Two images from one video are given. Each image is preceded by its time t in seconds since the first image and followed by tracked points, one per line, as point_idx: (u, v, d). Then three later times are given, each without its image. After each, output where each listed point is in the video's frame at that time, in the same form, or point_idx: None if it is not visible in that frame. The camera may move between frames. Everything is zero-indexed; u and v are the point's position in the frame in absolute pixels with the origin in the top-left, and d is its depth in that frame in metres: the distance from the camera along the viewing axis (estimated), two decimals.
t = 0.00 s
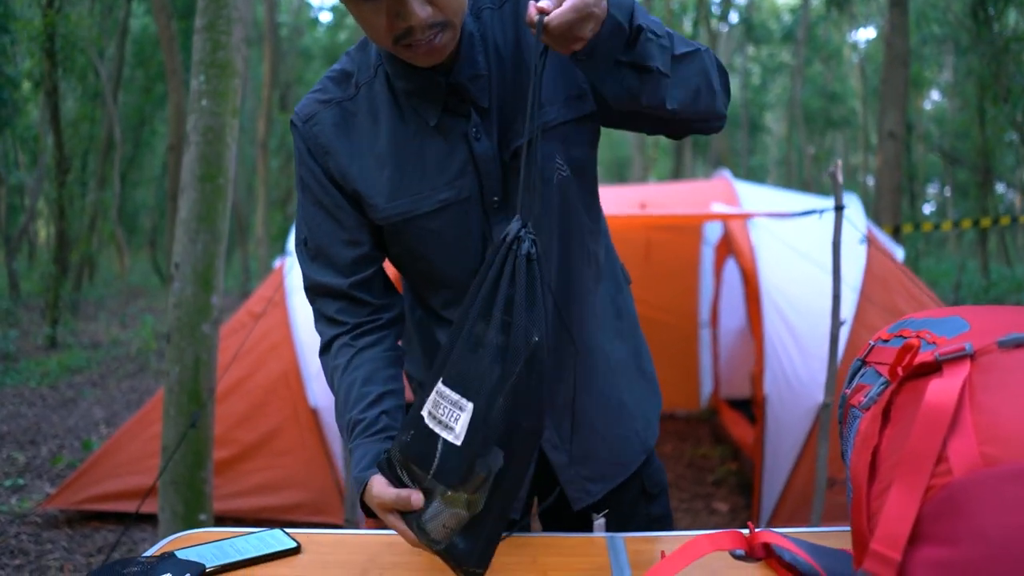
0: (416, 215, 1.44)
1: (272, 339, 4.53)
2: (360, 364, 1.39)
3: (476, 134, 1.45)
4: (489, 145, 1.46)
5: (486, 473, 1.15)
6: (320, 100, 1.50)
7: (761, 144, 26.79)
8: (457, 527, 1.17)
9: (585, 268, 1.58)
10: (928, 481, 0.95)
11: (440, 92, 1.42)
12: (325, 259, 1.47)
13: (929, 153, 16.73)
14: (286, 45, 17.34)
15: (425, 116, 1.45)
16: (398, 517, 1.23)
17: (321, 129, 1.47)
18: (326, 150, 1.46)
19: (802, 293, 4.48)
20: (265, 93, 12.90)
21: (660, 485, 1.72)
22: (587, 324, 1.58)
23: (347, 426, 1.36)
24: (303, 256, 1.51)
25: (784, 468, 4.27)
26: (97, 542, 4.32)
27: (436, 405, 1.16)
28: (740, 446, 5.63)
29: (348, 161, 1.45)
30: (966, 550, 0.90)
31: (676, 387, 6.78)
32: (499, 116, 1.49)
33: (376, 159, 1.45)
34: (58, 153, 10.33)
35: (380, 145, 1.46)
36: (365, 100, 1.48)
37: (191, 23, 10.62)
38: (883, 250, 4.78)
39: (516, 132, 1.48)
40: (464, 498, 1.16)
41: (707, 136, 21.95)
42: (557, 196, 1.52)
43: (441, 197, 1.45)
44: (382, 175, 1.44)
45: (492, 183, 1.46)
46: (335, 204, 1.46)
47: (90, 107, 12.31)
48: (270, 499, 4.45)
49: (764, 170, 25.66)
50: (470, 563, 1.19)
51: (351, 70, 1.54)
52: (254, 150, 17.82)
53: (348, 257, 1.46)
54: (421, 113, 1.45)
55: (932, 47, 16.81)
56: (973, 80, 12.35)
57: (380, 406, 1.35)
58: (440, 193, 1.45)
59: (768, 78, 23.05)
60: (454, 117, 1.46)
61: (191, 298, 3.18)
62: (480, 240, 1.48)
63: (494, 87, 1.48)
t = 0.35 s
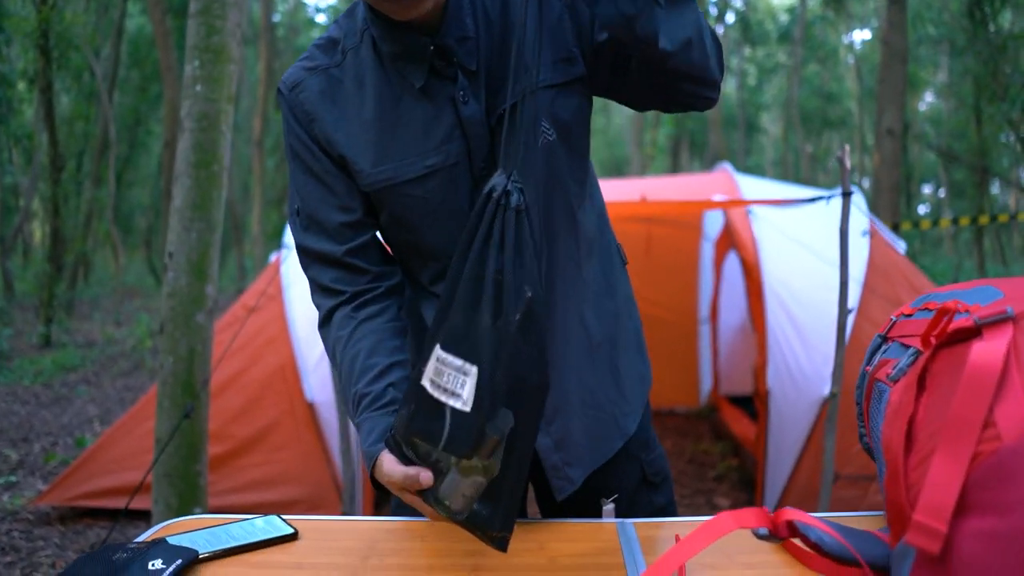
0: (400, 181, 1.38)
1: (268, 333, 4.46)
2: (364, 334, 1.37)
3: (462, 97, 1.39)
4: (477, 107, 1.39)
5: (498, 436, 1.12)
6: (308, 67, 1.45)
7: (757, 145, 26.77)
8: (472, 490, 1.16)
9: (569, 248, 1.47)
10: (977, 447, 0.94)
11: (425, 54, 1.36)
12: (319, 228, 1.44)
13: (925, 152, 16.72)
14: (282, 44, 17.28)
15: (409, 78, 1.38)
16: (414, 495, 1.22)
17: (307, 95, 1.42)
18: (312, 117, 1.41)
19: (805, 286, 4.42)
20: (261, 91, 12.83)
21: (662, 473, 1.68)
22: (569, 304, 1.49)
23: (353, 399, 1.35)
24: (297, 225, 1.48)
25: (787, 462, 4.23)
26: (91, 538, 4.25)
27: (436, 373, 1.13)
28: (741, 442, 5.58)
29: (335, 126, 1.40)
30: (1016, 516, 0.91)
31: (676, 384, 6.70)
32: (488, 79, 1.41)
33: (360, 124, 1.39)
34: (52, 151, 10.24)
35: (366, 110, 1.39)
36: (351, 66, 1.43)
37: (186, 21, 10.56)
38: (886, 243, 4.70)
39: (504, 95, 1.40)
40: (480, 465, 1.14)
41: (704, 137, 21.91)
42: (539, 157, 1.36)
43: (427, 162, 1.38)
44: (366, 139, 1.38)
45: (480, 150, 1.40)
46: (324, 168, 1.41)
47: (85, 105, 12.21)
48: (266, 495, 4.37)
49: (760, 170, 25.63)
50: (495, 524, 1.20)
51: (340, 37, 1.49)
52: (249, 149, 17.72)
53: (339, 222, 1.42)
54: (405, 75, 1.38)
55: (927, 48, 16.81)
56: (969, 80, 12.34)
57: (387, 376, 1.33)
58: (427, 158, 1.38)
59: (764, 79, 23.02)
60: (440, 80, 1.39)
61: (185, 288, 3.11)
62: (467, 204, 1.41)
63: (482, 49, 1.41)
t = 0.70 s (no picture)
0: (394, 154, 1.29)
1: (261, 327, 4.38)
2: (366, 292, 1.27)
3: (460, 65, 1.29)
4: (475, 76, 1.30)
5: (432, 295, 1.01)
6: (297, 36, 1.38)
7: (751, 144, 26.82)
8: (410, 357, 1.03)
9: (578, 214, 1.35)
10: None
11: (418, 18, 1.28)
12: (315, 211, 1.38)
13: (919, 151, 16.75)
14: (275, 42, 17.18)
15: (403, 46, 1.30)
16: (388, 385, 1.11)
17: (299, 66, 1.35)
18: (305, 88, 1.34)
19: (808, 279, 4.34)
20: (254, 88, 12.73)
21: (671, 463, 1.58)
22: (578, 286, 1.39)
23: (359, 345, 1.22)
24: (293, 206, 1.41)
25: (789, 458, 4.18)
26: (79, 536, 4.16)
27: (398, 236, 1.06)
28: (741, 438, 5.51)
29: (325, 98, 1.33)
30: None
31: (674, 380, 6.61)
32: (489, 47, 1.33)
33: (352, 95, 1.32)
34: (42, 147, 10.13)
35: (359, 79, 1.32)
36: (342, 33, 1.35)
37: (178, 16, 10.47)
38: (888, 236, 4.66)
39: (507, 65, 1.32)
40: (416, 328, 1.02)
41: (698, 135, 21.88)
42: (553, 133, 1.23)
43: (424, 134, 1.29)
44: (359, 110, 1.31)
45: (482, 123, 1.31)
46: (322, 145, 1.34)
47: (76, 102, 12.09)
48: (259, 491, 4.27)
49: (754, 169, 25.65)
50: (434, 404, 1.03)
51: (330, 6, 1.41)
52: (242, 147, 17.60)
53: (337, 198, 1.35)
54: (400, 42, 1.30)
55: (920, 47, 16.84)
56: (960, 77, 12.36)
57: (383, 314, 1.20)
58: (422, 130, 1.30)
59: (758, 77, 23.02)
60: (437, 46, 1.31)
61: (175, 278, 3.03)
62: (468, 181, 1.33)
63: (482, 16, 1.33)
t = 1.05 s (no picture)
0: (395, 146, 1.35)
1: (255, 331, 4.33)
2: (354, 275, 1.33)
3: (476, 65, 1.36)
4: (490, 78, 1.36)
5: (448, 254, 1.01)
6: (312, 9, 1.44)
7: (746, 145, 26.72)
8: (404, 316, 1.04)
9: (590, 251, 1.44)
10: None
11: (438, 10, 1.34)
12: (313, 189, 1.46)
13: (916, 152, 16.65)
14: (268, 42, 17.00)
15: (420, 38, 1.37)
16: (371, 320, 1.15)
17: (309, 38, 1.42)
18: (313, 63, 1.41)
19: (813, 280, 4.30)
20: (246, 88, 12.57)
21: (688, 477, 1.54)
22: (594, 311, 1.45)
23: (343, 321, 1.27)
24: (289, 184, 1.48)
25: (795, 464, 4.09)
26: (67, 545, 4.05)
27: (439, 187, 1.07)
28: (743, 442, 5.43)
29: (332, 79, 1.39)
30: None
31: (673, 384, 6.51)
32: (514, 53, 1.38)
33: (362, 79, 1.37)
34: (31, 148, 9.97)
35: (369, 64, 1.37)
36: (358, 13, 1.42)
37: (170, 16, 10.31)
38: (892, 238, 4.67)
39: (534, 77, 1.37)
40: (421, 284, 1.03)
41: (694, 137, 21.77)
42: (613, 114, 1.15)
43: (428, 129, 1.35)
44: (365, 96, 1.36)
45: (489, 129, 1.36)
46: (325, 125, 1.42)
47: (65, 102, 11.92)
48: (251, 499, 4.17)
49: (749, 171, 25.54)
50: (401, 365, 1.04)
51: None
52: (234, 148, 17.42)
53: (335, 183, 1.44)
54: (416, 32, 1.37)
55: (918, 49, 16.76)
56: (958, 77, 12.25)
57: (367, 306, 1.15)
58: (427, 125, 1.35)
59: (754, 79, 22.93)
60: (456, 43, 1.38)
61: (165, 281, 2.94)
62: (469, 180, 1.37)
63: (509, 17, 1.38)
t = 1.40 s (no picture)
0: (399, 147, 1.38)
1: (248, 337, 4.23)
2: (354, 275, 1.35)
3: (488, 72, 1.39)
4: (502, 85, 1.38)
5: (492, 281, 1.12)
6: None
7: (746, 144, 26.58)
8: (419, 316, 1.10)
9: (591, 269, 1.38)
10: None
11: (457, 13, 1.37)
12: (314, 181, 1.47)
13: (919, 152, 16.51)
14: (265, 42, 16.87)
15: (435, 40, 1.39)
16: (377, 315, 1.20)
17: (318, 27, 1.43)
18: (320, 51, 1.43)
19: (816, 284, 4.24)
20: (242, 89, 12.45)
21: (700, 502, 1.48)
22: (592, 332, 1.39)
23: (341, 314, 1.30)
24: (289, 173, 1.49)
25: (800, 472, 4.04)
26: (58, 556, 3.97)
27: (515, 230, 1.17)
28: (746, 448, 5.37)
29: (341, 75, 1.41)
30: None
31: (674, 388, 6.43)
32: (529, 60, 1.41)
33: (371, 76, 1.40)
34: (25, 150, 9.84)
35: (379, 60, 1.40)
36: (372, 7, 1.43)
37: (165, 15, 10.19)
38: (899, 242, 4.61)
39: (550, 87, 1.40)
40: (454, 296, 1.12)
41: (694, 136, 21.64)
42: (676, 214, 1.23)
43: (435, 134, 1.38)
44: (376, 94, 1.39)
45: (495, 138, 1.39)
46: (330, 119, 1.44)
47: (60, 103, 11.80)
48: (247, 508, 4.14)
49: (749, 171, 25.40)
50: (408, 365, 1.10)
51: None
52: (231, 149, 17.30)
53: (338, 178, 1.46)
54: (432, 32, 1.39)
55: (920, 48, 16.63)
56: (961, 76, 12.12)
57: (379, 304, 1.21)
58: (433, 129, 1.39)
59: (754, 78, 22.81)
60: (471, 48, 1.40)
61: (154, 288, 2.86)
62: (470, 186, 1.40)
63: (527, 23, 1.40)
